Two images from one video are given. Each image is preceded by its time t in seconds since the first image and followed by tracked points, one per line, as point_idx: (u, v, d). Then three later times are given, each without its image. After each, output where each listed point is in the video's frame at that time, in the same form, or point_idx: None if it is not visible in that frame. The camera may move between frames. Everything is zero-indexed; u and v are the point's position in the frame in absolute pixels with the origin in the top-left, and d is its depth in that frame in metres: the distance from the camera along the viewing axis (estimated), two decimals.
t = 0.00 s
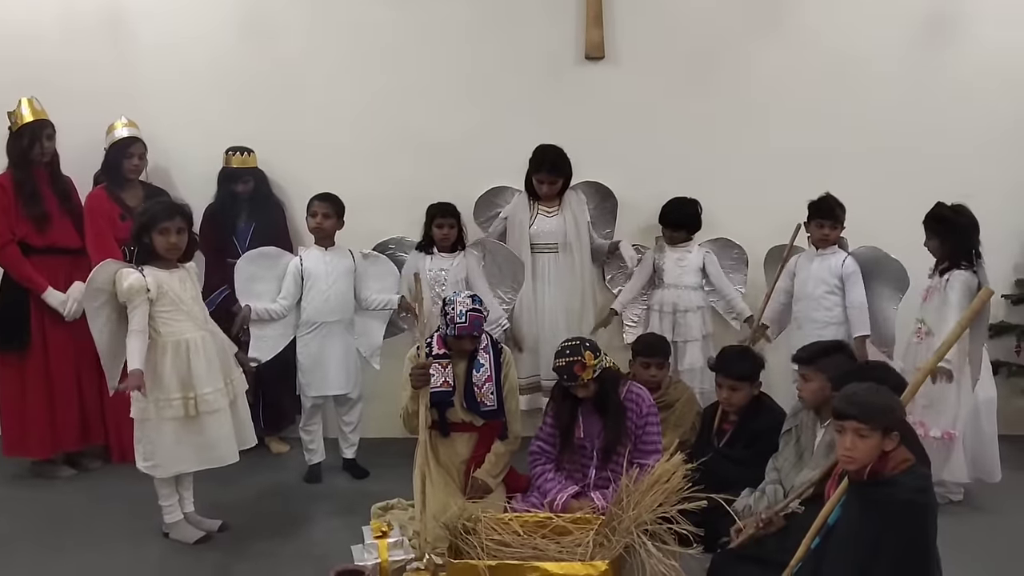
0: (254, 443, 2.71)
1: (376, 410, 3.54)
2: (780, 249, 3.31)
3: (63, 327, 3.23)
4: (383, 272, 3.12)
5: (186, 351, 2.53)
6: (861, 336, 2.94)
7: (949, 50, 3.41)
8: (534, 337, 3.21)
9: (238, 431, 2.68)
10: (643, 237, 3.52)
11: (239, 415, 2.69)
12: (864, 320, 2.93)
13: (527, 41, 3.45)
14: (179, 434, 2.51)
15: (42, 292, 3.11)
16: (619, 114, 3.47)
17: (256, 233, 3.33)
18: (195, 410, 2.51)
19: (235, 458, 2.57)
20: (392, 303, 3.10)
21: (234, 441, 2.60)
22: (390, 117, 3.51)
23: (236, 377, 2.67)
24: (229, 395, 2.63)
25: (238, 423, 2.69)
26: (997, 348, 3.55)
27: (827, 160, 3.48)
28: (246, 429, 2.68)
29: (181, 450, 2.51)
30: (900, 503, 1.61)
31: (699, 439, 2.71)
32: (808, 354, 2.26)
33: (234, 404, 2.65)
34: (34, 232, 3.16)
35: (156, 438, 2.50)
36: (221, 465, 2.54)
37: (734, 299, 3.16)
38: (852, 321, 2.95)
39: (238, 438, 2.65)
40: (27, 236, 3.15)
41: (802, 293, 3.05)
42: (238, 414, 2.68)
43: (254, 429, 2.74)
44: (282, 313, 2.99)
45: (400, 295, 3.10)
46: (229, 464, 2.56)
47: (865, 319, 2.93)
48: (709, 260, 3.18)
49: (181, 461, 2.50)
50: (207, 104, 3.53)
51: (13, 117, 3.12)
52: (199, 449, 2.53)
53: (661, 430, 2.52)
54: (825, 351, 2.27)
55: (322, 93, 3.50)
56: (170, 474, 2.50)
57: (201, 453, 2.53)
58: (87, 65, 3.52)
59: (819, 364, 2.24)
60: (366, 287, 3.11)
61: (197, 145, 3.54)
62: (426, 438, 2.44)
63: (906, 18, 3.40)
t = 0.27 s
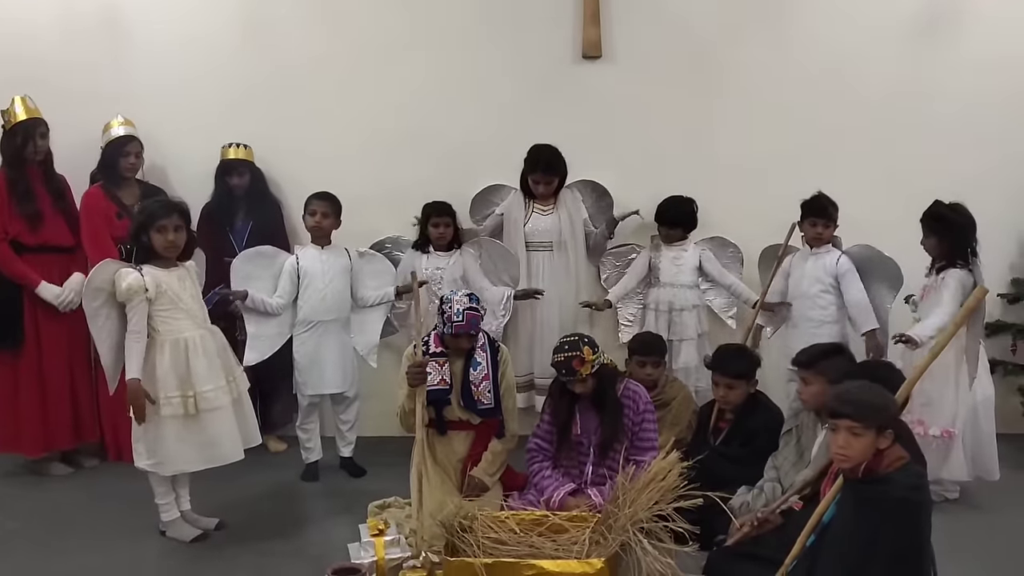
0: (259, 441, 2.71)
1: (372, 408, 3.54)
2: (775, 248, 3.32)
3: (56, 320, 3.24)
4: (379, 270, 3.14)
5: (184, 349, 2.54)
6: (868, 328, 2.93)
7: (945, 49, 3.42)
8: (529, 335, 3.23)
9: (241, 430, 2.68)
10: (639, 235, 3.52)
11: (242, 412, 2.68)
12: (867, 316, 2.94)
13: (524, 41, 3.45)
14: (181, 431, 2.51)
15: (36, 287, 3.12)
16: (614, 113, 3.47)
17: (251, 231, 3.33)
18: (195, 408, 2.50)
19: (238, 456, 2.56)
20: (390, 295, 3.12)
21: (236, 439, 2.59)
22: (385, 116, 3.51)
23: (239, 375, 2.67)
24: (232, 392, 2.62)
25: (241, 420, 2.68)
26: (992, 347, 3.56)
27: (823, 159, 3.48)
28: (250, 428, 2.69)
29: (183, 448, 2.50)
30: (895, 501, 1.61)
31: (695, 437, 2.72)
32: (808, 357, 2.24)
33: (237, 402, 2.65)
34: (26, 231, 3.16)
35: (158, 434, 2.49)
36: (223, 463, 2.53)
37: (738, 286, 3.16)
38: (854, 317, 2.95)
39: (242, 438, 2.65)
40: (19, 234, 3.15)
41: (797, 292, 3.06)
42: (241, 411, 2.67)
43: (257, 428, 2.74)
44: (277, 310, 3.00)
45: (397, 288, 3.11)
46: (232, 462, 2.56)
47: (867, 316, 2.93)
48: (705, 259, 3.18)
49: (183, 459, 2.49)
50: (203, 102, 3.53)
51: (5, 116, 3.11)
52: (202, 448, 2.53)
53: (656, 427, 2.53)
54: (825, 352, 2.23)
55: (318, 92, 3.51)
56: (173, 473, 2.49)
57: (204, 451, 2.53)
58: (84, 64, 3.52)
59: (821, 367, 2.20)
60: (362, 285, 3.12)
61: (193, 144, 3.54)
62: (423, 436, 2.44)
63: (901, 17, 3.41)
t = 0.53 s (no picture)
0: (251, 443, 2.71)
1: (372, 408, 3.55)
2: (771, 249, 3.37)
3: (55, 302, 3.25)
4: (378, 270, 3.16)
5: (179, 348, 2.54)
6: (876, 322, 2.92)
7: (943, 49, 3.43)
8: (528, 335, 3.24)
9: (235, 432, 2.68)
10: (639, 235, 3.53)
11: (235, 413, 2.69)
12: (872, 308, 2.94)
13: (524, 41, 3.46)
14: (167, 429, 2.52)
15: (42, 268, 3.11)
16: (614, 113, 3.48)
17: (253, 230, 3.38)
18: (185, 409, 2.51)
19: (226, 458, 2.56)
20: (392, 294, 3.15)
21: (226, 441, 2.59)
22: (385, 116, 3.52)
23: (234, 376, 2.67)
24: (224, 394, 2.63)
25: (235, 422, 2.69)
26: (991, 347, 3.56)
27: (821, 159, 3.49)
28: (244, 430, 2.69)
29: (171, 448, 2.52)
30: (894, 499, 1.62)
31: (694, 436, 2.73)
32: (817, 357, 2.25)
33: (230, 402, 2.66)
34: (22, 230, 3.17)
35: (143, 432, 2.50)
36: (210, 465, 2.53)
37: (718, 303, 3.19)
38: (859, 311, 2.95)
39: (232, 439, 2.65)
40: (16, 234, 3.16)
41: (797, 292, 3.07)
42: (234, 413, 2.68)
43: (252, 430, 2.74)
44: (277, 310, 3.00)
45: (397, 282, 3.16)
46: (221, 464, 2.56)
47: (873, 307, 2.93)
48: (704, 261, 3.19)
49: (169, 459, 2.51)
50: (203, 103, 3.54)
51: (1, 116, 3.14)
52: (192, 449, 2.54)
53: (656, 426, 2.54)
54: (832, 352, 2.24)
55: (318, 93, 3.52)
56: (159, 470, 2.50)
57: (194, 452, 2.54)
58: (85, 64, 3.53)
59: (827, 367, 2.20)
60: (362, 284, 3.15)
61: (193, 144, 3.55)
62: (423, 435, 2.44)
63: (900, 18, 3.41)
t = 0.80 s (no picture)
0: (249, 442, 2.72)
1: (373, 407, 3.56)
2: (769, 248, 3.38)
3: (54, 302, 3.27)
4: (378, 269, 3.17)
5: (182, 347, 2.55)
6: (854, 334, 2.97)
7: (942, 49, 3.43)
8: (528, 335, 3.25)
9: (234, 430, 2.69)
10: (639, 235, 3.54)
11: (235, 412, 2.70)
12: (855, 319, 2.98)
13: (524, 41, 3.47)
14: (171, 428, 2.52)
15: (48, 251, 3.18)
16: (614, 114, 3.49)
17: (254, 231, 3.41)
18: (190, 407, 2.52)
19: (227, 456, 2.58)
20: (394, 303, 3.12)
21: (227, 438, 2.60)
22: (385, 116, 3.53)
23: (234, 374, 2.69)
24: (226, 392, 2.64)
25: (234, 420, 2.70)
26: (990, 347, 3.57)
27: (821, 160, 3.50)
28: (242, 432, 2.70)
29: (174, 445, 2.53)
30: (893, 497, 1.63)
31: (694, 435, 2.74)
32: (822, 353, 2.29)
33: (232, 401, 2.67)
34: (20, 231, 3.18)
35: (148, 430, 2.52)
36: (212, 462, 2.55)
37: (718, 304, 3.20)
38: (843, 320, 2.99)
39: (233, 437, 2.67)
40: (14, 234, 3.16)
41: (796, 292, 3.08)
42: (234, 411, 2.69)
43: (251, 429, 2.75)
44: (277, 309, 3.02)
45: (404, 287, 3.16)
46: (222, 461, 2.57)
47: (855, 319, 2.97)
48: (703, 261, 3.21)
49: (173, 457, 2.52)
50: (204, 103, 3.55)
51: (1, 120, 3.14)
52: (193, 446, 2.55)
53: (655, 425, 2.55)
54: (836, 350, 2.28)
55: (318, 93, 3.52)
56: (162, 468, 2.51)
57: (195, 449, 2.55)
58: (85, 65, 3.54)
59: (829, 366, 2.23)
60: (363, 283, 3.17)
61: (194, 145, 3.56)
62: (423, 434, 2.45)
63: (899, 18, 3.42)
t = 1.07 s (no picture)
0: (253, 439, 2.73)
1: (372, 406, 3.57)
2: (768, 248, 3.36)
3: (54, 303, 3.29)
4: (377, 267, 3.19)
5: (183, 346, 2.56)
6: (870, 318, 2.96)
7: (939, 49, 3.45)
8: (526, 334, 3.26)
9: (236, 427, 2.70)
10: (637, 234, 3.55)
11: (237, 409, 2.71)
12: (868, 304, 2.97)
13: (522, 42, 3.48)
14: (173, 428, 2.54)
15: (47, 251, 3.20)
16: (612, 114, 3.50)
17: (253, 230, 3.41)
18: (191, 406, 2.53)
19: (230, 453, 2.58)
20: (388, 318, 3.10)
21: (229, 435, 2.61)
22: (384, 116, 3.54)
23: (235, 372, 2.69)
24: (227, 391, 2.65)
25: (236, 418, 2.71)
26: (987, 346, 3.58)
27: (818, 159, 3.51)
28: (245, 425, 2.71)
29: (176, 444, 2.53)
30: (888, 495, 1.63)
31: (691, 434, 2.74)
32: (818, 352, 2.30)
33: (233, 398, 2.68)
34: (17, 232, 3.19)
35: (152, 429, 2.53)
36: (216, 460, 2.56)
37: (731, 290, 3.19)
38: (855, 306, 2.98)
39: (235, 435, 2.67)
40: (11, 235, 3.17)
41: (793, 290, 3.09)
42: (236, 408, 2.70)
43: (253, 426, 2.76)
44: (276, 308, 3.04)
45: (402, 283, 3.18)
46: (225, 459, 2.58)
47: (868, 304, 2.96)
48: (701, 258, 3.21)
49: (175, 455, 2.53)
50: (203, 104, 3.55)
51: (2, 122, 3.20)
52: (193, 444, 2.56)
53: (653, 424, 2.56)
54: (832, 349, 2.29)
55: (317, 93, 3.53)
56: (163, 466, 2.52)
57: (196, 448, 2.56)
58: (85, 66, 3.54)
59: (825, 364, 2.24)
60: (361, 282, 3.17)
61: (194, 145, 3.57)
62: (421, 432, 2.46)
63: (896, 18, 3.43)
